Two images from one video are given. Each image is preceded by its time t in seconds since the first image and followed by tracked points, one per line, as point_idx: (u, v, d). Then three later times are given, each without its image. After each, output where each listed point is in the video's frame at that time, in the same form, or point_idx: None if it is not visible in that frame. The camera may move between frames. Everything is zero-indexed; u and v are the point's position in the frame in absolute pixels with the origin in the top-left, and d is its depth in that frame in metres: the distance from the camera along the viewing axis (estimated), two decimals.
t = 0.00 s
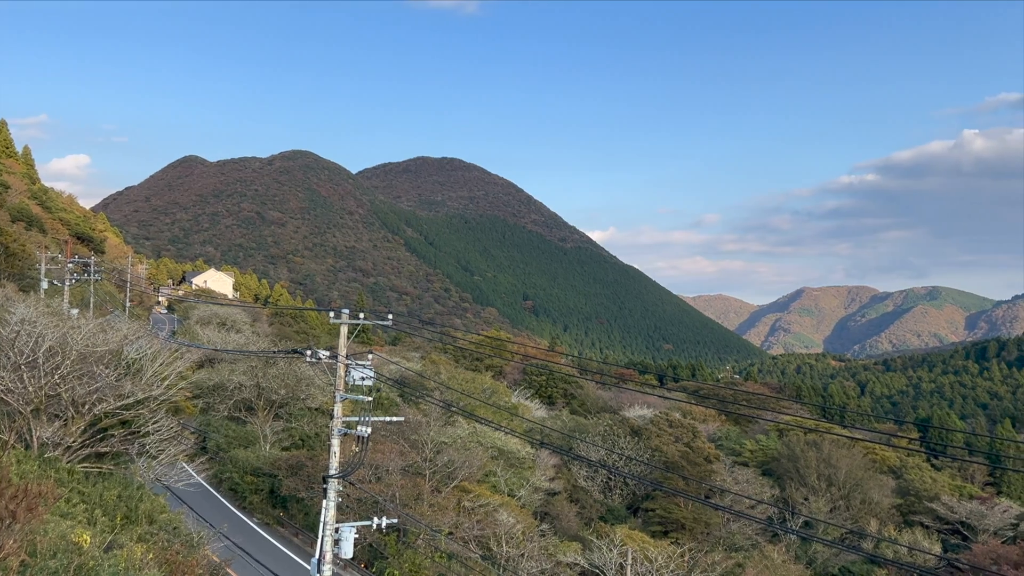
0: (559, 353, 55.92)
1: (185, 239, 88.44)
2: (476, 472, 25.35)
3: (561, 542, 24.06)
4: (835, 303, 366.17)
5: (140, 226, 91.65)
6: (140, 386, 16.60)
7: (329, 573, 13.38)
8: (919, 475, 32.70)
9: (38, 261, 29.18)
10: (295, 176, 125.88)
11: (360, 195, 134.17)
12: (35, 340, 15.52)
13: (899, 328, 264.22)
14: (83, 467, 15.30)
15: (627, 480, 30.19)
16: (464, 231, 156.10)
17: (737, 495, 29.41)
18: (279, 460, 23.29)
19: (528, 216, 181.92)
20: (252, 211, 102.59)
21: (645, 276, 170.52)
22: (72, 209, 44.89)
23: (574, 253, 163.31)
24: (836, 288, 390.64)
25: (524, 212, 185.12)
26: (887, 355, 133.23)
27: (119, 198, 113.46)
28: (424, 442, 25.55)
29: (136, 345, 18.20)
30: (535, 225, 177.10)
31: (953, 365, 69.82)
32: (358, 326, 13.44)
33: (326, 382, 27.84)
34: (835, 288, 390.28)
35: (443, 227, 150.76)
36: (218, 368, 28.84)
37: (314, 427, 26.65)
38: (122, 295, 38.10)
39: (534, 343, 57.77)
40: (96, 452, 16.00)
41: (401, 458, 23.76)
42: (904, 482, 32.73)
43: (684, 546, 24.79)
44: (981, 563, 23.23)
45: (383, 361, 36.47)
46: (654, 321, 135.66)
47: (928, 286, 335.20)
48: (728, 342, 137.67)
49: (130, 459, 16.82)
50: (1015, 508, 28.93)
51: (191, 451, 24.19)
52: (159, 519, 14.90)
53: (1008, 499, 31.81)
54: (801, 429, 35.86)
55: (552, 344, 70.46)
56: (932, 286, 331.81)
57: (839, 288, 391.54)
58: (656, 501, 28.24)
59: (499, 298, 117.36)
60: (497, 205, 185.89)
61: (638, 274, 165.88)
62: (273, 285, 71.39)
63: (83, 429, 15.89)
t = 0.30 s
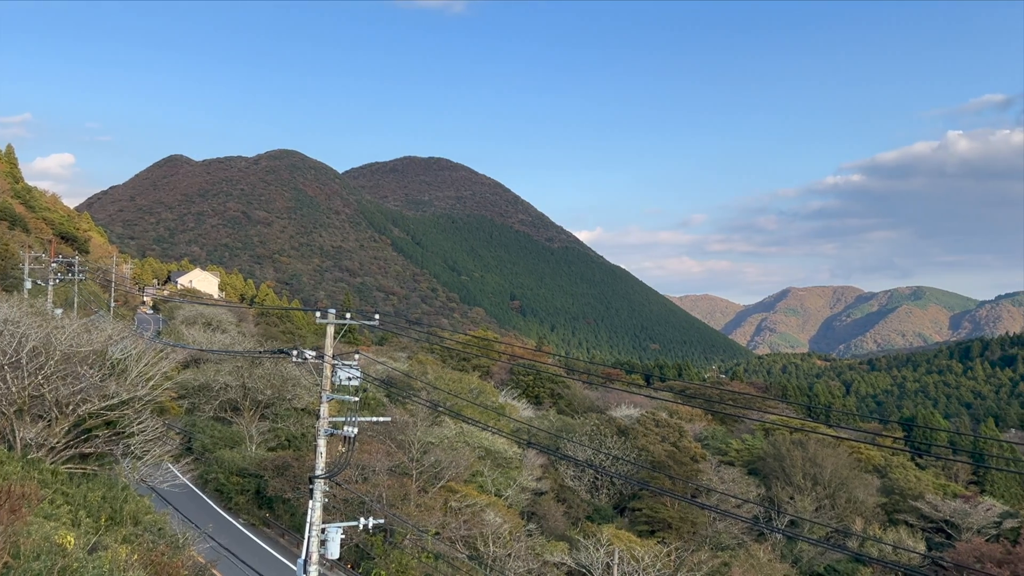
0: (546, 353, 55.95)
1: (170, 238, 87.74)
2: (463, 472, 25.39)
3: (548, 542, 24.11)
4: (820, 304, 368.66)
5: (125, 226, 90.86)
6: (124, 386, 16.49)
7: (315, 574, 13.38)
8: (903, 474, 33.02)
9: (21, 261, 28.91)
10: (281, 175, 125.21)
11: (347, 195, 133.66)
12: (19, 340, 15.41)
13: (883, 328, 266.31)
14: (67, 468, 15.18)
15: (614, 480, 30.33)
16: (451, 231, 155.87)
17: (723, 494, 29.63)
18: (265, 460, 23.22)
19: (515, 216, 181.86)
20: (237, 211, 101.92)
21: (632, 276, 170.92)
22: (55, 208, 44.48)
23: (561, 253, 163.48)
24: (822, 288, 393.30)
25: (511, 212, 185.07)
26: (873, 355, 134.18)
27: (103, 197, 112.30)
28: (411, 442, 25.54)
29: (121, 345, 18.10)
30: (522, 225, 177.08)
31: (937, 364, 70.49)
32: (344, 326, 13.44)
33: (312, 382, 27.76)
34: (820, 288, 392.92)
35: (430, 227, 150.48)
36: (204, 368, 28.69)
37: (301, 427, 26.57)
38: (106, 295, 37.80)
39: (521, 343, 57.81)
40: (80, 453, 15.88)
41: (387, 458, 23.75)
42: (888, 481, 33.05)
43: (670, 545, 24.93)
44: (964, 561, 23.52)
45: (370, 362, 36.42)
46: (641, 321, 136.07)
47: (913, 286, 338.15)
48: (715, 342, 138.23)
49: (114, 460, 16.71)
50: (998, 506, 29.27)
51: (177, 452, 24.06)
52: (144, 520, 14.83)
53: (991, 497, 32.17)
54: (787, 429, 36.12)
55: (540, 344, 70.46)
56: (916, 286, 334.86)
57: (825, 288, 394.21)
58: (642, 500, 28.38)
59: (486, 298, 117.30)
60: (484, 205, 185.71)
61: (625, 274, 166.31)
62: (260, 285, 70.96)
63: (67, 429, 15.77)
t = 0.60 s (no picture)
0: (533, 353, 56.06)
1: (155, 238, 87.02)
2: (450, 472, 25.44)
3: (535, 542, 24.16)
4: (805, 304, 371.23)
5: (109, 225, 90.09)
6: (109, 386, 16.36)
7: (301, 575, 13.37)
8: (888, 473, 33.37)
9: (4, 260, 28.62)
10: (267, 175, 124.53)
11: (333, 194, 133.17)
12: (2, 340, 15.31)
13: (868, 328, 268.46)
14: (50, 469, 15.04)
15: (601, 479, 30.45)
16: (438, 231, 155.63)
17: (709, 494, 29.85)
18: (251, 461, 23.14)
19: (502, 216, 181.92)
20: (223, 210, 101.25)
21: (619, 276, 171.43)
22: (39, 207, 44.07)
23: (548, 253, 163.74)
24: (807, 288, 396.07)
25: (498, 212, 185.07)
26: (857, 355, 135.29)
27: (87, 197, 111.19)
28: (398, 442, 25.52)
29: (105, 345, 17.97)
30: (509, 225, 177.14)
31: (921, 364, 71.30)
32: (331, 326, 13.43)
33: (298, 382, 27.66)
34: (805, 288, 395.65)
35: (416, 227, 150.20)
36: (189, 368, 28.53)
37: (287, 427, 26.47)
38: (90, 295, 37.51)
39: (509, 343, 57.89)
40: (64, 454, 15.74)
41: (374, 459, 23.75)
42: (872, 480, 33.40)
43: (657, 544, 25.09)
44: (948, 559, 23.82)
45: (356, 362, 36.39)
46: (628, 321, 136.56)
47: (897, 287, 341.27)
48: (701, 342, 138.97)
49: (99, 461, 16.60)
50: (981, 504, 29.65)
51: (161, 453, 23.92)
52: (129, 521, 14.75)
53: (974, 496, 32.59)
54: (772, 428, 36.41)
55: (527, 344, 70.61)
56: (900, 286, 338.00)
57: (810, 288, 396.98)
58: (629, 500, 28.52)
59: (472, 298, 117.24)
60: (471, 205, 185.63)
61: (611, 274, 166.83)
62: (246, 285, 70.58)
63: (51, 430, 15.63)
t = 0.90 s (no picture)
0: (520, 353, 56.19)
1: (139, 238, 86.31)
2: (437, 472, 25.46)
3: (522, 542, 24.23)
4: (790, 304, 373.90)
5: (93, 225, 89.30)
6: (93, 387, 16.27)
7: None
8: (873, 472, 33.69)
9: None
10: (253, 175, 123.84)
11: (320, 194, 132.63)
12: None
13: (853, 327, 270.59)
14: (33, 470, 14.93)
15: (587, 479, 30.58)
16: (425, 231, 155.39)
17: (695, 493, 30.05)
18: (236, 462, 23.04)
19: (489, 216, 181.88)
20: (208, 210, 100.56)
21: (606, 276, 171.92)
22: (22, 207, 43.63)
23: (535, 253, 163.91)
24: (792, 288, 398.75)
25: (485, 212, 185.04)
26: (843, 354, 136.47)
27: (70, 197, 110.13)
28: (384, 442, 25.51)
29: (89, 346, 17.88)
30: (496, 225, 177.17)
31: (906, 363, 72.03)
32: (317, 326, 13.43)
33: (285, 383, 27.57)
34: (791, 288, 398.37)
35: (403, 227, 149.88)
36: (174, 369, 28.38)
37: (273, 428, 26.38)
38: (74, 295, 37.22)
39: (496, 343, 57.96)
40: (48, 456, 15.64)
41: (361, 459, 23.73)
42: (857, 478, 33.71)
43: (643, 544, 25.23)
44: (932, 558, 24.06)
45: (343, 362, 36.31)
46: (615, 321, 137.03)
47: (881, 287, 344.28)
48: (687, 342, 139.63)
49: (83, 462, 16.49)
50: (964, 503, 30.01)
51: (146, 454, 23.78)
52: (114, 523, 14.69)
53: (957, 494, 32.97)
54: (758, 427, 36.68)
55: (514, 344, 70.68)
56: (884, 286, 341.14)
57: (795, 288, 399.69)
58: (616, 499, 28.65)
59: (459, 298, 117.25)
60: (458, 205, 185.43)
61: (598, 274, 167.30)
62: (231, 285, 70.17)
63: (34, 432, 15.52)
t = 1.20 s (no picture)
0: (507, 354, 56.29)
1: (124, 238, 85.62)
2: (424, 473, 25.48)
3: (508, 542, 24.29)
4: (776, 304, 376.34)
5: (77, 225, 88.49)
6: (77, 389, 16.16)
7: None
8: (858, 471, 34.00)
9: None
10: (238, 174, 123.16)
11: (306, 194, 132.10)
12: None
13: (838, 327, 272.71)
14: (15, 472, 14.82)
15: (574, 479, 30.69)
16: (412, 231, 155.17)
17: (682, 493, 30.26)
18: (222, 463, 22.94)
19: (476, 216, 181.88)
20: (194, 210, 99.86)
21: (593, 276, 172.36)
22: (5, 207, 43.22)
23: (522, 253, 164.11)
24: (778, 288, 401.33)
25: (472, 212, 185.05)
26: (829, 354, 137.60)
27: (53, 196, 109.04)
28: (371, 443, 25.48)
29: (74, 346, 17.77)
30: (483, 225, 177.16)
31: (890, 363, 72.77)
32: (303, 326, 13.42)
33: (271, 383, 27.45)
34: (776, 288, 400.95)
35: (389, 227, 149.58)
36: (159, 370, 28.19)
37: (259, 429, 26.26)
38: (58, 296, 36.92)
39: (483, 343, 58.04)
40: (31, 457, 15.53)
41: (347, 460, 23.69)
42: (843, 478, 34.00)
43: (630, 544, 25.34)
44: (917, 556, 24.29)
45: (329, 362, 36.23)
46: (602, 321, 137.47)
47: (866, 287, 347.23)
48: (673, 342, 140.29)
49: (67, 464, 16.40)
50: (948, 502, 30.34)
51: (131, 455, 23.64)
52: (98, 525, 14.62)
53: (940, 493, 33.36)
54: (744, 427, 36.95)
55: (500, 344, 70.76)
56: (869, 286, 344.22)
57: (781, 288, 402.30)
58: (603, 499, 28.78)
59: (446, 299, 117.24)
60: (445, 205, 185.29)
61: (585, 274, 167.74)
62: (217, 285, 69.80)
63: (17, 433, 15.40)
